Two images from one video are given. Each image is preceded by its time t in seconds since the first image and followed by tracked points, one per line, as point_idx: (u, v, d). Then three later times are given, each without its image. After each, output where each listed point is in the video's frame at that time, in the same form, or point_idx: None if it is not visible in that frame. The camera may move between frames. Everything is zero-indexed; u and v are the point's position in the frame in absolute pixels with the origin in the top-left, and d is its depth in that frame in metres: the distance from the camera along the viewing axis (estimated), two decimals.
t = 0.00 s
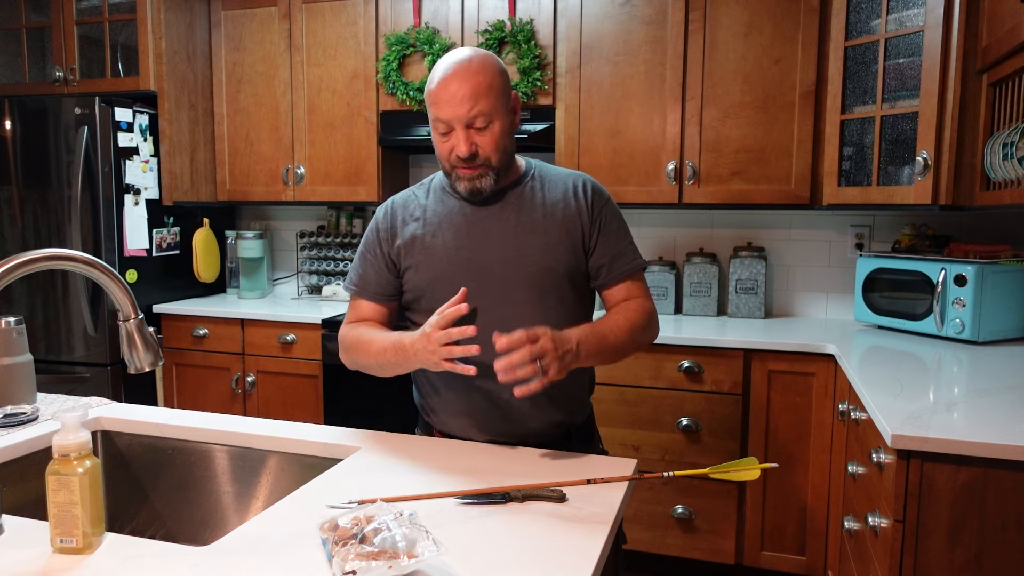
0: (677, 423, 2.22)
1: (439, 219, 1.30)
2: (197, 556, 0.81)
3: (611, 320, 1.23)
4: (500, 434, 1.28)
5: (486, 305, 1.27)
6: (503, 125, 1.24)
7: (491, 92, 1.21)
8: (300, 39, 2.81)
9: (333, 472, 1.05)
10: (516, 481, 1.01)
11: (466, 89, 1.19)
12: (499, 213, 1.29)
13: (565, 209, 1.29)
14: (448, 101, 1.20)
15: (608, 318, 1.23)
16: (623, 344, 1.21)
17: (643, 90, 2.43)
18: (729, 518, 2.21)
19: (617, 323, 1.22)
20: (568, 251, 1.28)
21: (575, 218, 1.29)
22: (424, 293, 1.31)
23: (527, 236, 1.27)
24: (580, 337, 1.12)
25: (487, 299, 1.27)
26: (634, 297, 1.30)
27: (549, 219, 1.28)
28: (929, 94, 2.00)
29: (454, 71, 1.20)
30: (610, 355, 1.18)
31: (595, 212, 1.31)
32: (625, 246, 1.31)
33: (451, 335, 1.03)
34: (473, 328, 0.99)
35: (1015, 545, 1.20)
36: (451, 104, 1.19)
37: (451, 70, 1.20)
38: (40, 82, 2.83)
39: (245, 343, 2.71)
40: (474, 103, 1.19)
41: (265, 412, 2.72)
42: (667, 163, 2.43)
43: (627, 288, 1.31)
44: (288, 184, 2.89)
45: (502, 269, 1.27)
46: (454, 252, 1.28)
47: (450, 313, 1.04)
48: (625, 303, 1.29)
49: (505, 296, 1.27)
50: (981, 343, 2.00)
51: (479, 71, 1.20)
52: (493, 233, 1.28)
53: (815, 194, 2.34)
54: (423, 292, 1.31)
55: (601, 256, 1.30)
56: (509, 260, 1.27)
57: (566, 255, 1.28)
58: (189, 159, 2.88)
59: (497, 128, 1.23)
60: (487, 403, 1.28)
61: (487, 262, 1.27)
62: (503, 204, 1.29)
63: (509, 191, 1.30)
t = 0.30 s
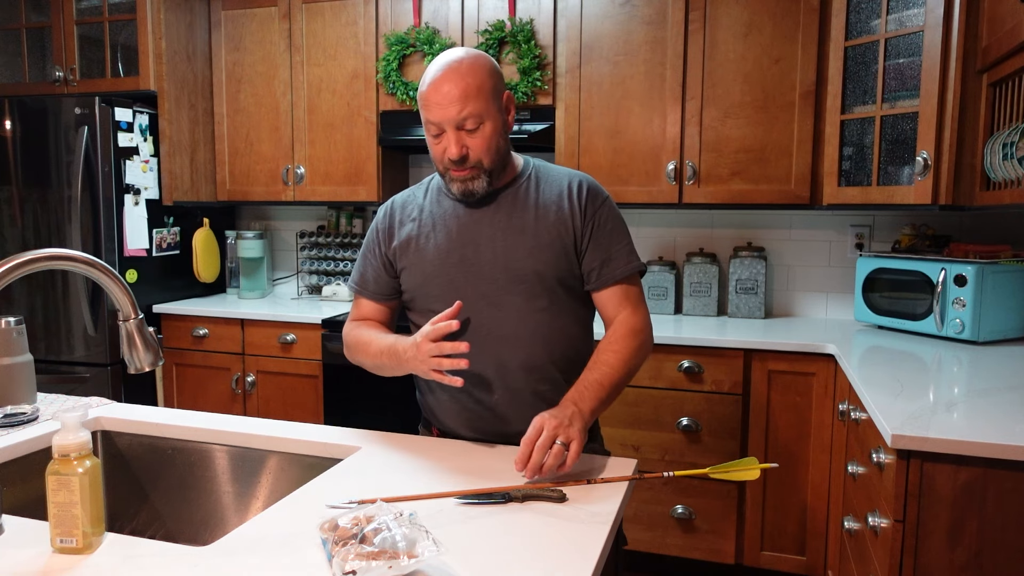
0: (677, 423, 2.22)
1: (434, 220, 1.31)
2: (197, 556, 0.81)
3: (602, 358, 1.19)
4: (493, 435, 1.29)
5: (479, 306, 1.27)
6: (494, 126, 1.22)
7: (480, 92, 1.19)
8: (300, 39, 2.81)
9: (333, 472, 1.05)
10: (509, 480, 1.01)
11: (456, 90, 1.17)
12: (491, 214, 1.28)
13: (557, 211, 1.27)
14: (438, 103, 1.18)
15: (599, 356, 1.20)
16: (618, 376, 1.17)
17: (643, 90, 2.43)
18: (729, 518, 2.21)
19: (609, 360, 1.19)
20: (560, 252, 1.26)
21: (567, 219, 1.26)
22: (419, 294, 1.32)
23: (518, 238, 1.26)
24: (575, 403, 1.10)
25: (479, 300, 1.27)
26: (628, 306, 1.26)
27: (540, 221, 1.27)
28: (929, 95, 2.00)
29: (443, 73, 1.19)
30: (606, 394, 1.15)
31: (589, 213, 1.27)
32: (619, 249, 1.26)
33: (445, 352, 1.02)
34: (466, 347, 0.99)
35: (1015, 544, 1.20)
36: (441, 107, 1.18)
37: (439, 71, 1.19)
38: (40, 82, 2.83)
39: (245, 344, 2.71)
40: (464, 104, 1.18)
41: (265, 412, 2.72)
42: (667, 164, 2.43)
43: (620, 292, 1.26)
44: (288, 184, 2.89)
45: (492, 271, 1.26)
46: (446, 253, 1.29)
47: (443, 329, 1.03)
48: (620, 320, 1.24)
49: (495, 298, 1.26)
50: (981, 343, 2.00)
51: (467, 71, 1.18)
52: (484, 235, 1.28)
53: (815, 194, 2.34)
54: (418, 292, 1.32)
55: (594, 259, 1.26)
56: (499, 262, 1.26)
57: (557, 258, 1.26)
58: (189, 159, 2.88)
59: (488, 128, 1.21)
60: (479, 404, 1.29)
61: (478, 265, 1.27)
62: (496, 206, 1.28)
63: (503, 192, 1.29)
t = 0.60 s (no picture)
0: (677, 423, 2.22)
1: (445, 218, 1.32)
2: (196, 556, 0.81)
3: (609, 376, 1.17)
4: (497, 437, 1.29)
5: (485, 306, 1.27)
6: (509, 125, 1.21)
7: (495, 90, 1.18)
8: (300, 39, 2.81)
9: (333, 472, 1.05)
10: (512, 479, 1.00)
11: (471, 88, 1.17)
12: (501, 214, 1.28)
13: (567, 213, 1.26)
14: (452, 101, 1.18)
15: (605, 372, 1.18)
16: (624, 393, 1.15)
17: (643, 90, 2.43)
18: (729, 518, 2.21)
19: (615, 376, 1.17)
20: (569, 254, 1.25)
21: (577, 222, 1.25)
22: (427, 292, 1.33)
23: (527, 239, 1.26)
24: (581, 420, 1.09)
25: (486, 300, 1.27)
26: (636, 314, 1.24)
27: (550, 223, 1.26)
28: (929, 95, 2.00)
29: (459, 69, 1.18)
30: (613, 411, 1.13)
31: (599, 217, 1.26)
32: (630, 255, 1.24)
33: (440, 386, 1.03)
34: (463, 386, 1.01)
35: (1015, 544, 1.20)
36: (456, 104, 1.17)
37: (455, 68, 1.18)
38: (40, 82, 2.83)
39: (245, 344, 2.71)
40: (479, 103, 1.17)
41: (265, 412, 2.72)
42: (667, 164, 2.43)
43: (629, 298, 1.24)
44: (288, 184, 2.89)
45: (500, 272, 1.26)
46: (455, 252, 1.29)
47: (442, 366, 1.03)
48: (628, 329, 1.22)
49: (502, 300, 1.26)
50: (981, 343, 2.00)
51: (483, 68, 1.18)
52: (493, 235, 1.28)
53: (815, 194, 2.34)
54: (426, 290, 1.33)
55: (603, 263, 1.24)
56: (507, 263, 1.26)
57: (565, 261, 1.25)
58: (189, 159, 2.88)
59: (502, 127, 1.20)
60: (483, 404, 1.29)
61: (485, 265, 1.27)
62: (507, 206, 1.28)
63: (516, 192, 1.28)
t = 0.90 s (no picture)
0: (677, 423, 2.22)
1: (475, 215, 1.31)
2: (196, 556, 0.81)
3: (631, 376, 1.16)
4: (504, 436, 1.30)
5: (507, 307, 1.27)
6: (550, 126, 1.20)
7: (540, 90, 1.16)
8: (300, 39, 2.81)
9: (334, 472, 1.05)
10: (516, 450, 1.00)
11: (516, 84, 1.15)
12: (531, 217, 1.28)
13: (598, 222, 1.25)
14: (495, 95, 1.16)
15: (627, 373, 1.17)
16: (645, 395, 1.14)
17: (643, 90, 2.43)
18: (729, 518, 2.21)
19: (637, 377, 1.16)
20: (598, 262, 1.25)
21: (608, 232, 1.25)
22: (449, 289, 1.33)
23: (555, 245, 1.26)
24: (598, 410, 1.08)
25: (510, 302, 1.27)
26: (663, 327, 1.23)
27: (579, 230, 1.25)
28: (930, 94, 2.00)
29: (506, 65, 1.16)
30: (631, 410, 1.11)
31: (630, 228, 1.25)
32: (660, 271, 1.24)
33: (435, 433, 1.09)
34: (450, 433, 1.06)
35: (1014, 544, 1.20)
36: (498, 99, 1.16)
37: (502, 63, 1.17)
38: (40, 82, 2.83)
39: (245, 344, 2.71)
40: (522, 100, 1.15)
41: (264, 412, 2.72)
42: (667, 163, 2.43)
43: (656, 313, 1.23)
44: (288, 184, 2.89)
45: (525, 275, 1.26)
46: (481, 252, 1.29)
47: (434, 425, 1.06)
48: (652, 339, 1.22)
49: (525, 303, 1.26)
50: (981, 343, 2.00)
51: (531, 66, 1.16)
52: (521, 237, 1.27)
53: (815, 194, 2.34)
54: (447, 287, 1.33)
55: (632, 277, 1.24)
56: (533, 266, 1.26)
57: (592, 269, 1.25)
58: (189, 159, 2.88)
59: (543, 127, 1.19)
60: (494, 405, 1.30)
61: (511, 267, 1.27)
62: (537, 209, 1.27)
63: (547, 195, 1.28)
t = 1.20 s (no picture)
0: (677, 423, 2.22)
1: (498, 216, 1.31)
2: (196, 556, 0.81)
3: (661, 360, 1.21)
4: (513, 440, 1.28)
5: (526, 310, 1.27)
6: (579, 127, 1.20)
7: (572, 91, 1.17)
8: (300, 39, 2.81)
9: (333, 472, 1.05)
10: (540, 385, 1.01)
11: (548, 83, 1.16)
12: (555, 221, 1.28)
13: (623, 230, 1.26)
14: (527, 93, 1.17)
15: (661, 353, 1.24)
16: (676, 372, 1.20)
17: (642, 90, 2.43)
18: (729, 518, 2.22)
19: (671, 356, 1.23)
20: (621, 273, 1.26)
21: (633, 241, 1.26)
22: (466, 290, 1.32)
23: (579, 251, 1.26)
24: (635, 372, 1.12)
25: (531, 307, 1.27)
26: (691, 330, 1.28)
27: (603, 237, 1.26)
28: (929, 94, 2.00)
29: (538, 64, 1.17)
30: (665, 381, 1.16)
31: (655, 238, 1.26)
32: (685, 283, 1.27)
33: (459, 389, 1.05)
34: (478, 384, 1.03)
35: (1014, 544, 1.20)
36: (529, 97, 1.17)
37: (535, 63, 1.17)
38: (40, 82, 2.83)
39: (245, 344, 2.71)
40: (554, 100, 1.16)
41: (264, 412, 2.72)
42: (667, 163, 2.43)
43: (683, 324, 1.28)
44: (288, 184, 2.89)
45: (548, 279, 1.26)
46: (503, 254, 1.28)
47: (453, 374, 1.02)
48: (679, 338, 1.27)
49: (545, 308, 1.26)
50: (981, 343, 2.00)
51: (564, 67, 1.17)
52: (545, 241, 1.27)
53: (814, 194, 2.34)
54: (465, 288, 1.32)
55: (661, 290, 1.27)
56: (555, 271, 1.26)
57: (616, 277, 1.26)
58: (189, 159, 2.88)
59: (573, 129, 1.19)
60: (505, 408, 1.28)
61: (533, 271, 1.27)
62: (562, 213, 1.27)
63: (573, 200, 1.28)
